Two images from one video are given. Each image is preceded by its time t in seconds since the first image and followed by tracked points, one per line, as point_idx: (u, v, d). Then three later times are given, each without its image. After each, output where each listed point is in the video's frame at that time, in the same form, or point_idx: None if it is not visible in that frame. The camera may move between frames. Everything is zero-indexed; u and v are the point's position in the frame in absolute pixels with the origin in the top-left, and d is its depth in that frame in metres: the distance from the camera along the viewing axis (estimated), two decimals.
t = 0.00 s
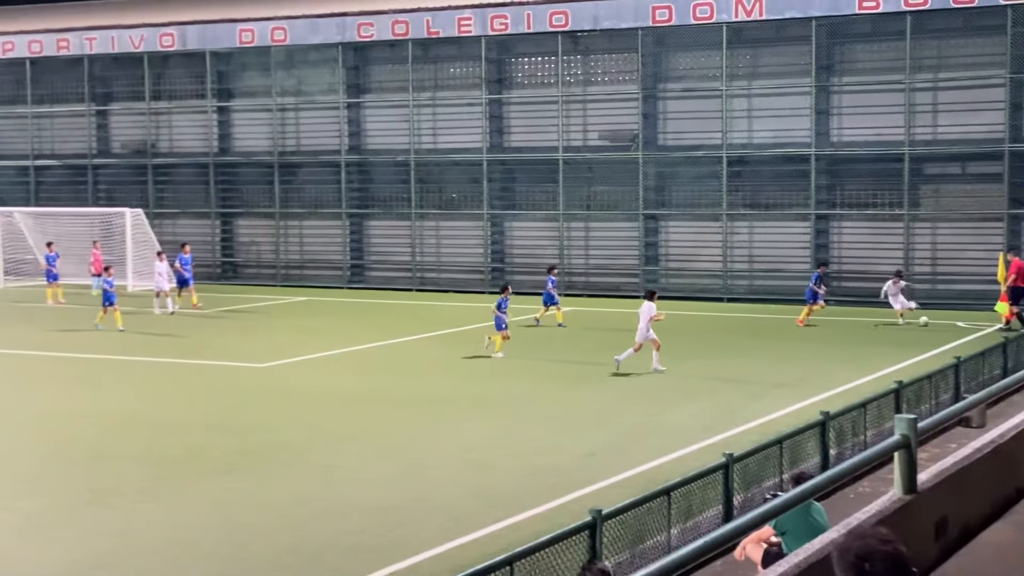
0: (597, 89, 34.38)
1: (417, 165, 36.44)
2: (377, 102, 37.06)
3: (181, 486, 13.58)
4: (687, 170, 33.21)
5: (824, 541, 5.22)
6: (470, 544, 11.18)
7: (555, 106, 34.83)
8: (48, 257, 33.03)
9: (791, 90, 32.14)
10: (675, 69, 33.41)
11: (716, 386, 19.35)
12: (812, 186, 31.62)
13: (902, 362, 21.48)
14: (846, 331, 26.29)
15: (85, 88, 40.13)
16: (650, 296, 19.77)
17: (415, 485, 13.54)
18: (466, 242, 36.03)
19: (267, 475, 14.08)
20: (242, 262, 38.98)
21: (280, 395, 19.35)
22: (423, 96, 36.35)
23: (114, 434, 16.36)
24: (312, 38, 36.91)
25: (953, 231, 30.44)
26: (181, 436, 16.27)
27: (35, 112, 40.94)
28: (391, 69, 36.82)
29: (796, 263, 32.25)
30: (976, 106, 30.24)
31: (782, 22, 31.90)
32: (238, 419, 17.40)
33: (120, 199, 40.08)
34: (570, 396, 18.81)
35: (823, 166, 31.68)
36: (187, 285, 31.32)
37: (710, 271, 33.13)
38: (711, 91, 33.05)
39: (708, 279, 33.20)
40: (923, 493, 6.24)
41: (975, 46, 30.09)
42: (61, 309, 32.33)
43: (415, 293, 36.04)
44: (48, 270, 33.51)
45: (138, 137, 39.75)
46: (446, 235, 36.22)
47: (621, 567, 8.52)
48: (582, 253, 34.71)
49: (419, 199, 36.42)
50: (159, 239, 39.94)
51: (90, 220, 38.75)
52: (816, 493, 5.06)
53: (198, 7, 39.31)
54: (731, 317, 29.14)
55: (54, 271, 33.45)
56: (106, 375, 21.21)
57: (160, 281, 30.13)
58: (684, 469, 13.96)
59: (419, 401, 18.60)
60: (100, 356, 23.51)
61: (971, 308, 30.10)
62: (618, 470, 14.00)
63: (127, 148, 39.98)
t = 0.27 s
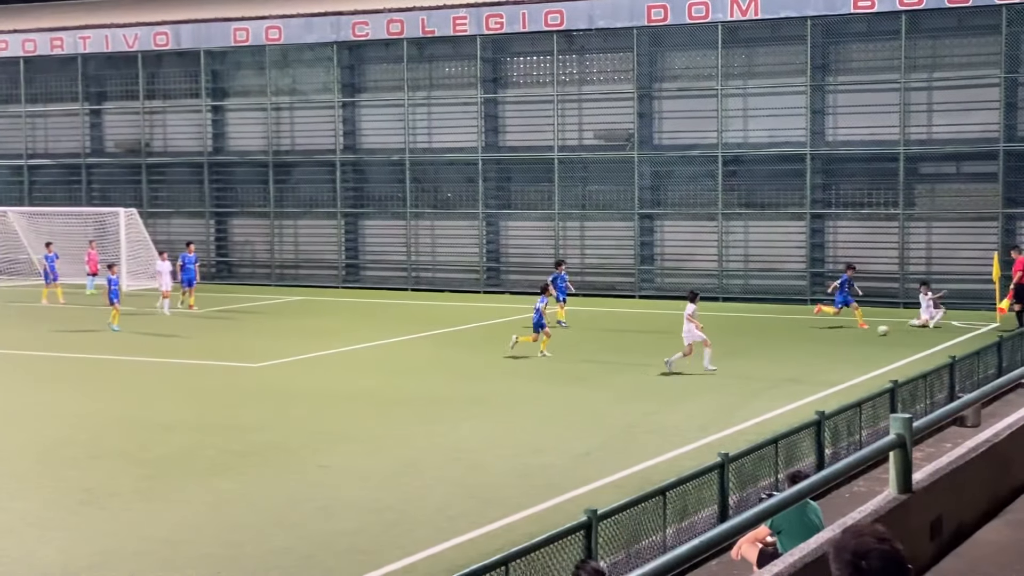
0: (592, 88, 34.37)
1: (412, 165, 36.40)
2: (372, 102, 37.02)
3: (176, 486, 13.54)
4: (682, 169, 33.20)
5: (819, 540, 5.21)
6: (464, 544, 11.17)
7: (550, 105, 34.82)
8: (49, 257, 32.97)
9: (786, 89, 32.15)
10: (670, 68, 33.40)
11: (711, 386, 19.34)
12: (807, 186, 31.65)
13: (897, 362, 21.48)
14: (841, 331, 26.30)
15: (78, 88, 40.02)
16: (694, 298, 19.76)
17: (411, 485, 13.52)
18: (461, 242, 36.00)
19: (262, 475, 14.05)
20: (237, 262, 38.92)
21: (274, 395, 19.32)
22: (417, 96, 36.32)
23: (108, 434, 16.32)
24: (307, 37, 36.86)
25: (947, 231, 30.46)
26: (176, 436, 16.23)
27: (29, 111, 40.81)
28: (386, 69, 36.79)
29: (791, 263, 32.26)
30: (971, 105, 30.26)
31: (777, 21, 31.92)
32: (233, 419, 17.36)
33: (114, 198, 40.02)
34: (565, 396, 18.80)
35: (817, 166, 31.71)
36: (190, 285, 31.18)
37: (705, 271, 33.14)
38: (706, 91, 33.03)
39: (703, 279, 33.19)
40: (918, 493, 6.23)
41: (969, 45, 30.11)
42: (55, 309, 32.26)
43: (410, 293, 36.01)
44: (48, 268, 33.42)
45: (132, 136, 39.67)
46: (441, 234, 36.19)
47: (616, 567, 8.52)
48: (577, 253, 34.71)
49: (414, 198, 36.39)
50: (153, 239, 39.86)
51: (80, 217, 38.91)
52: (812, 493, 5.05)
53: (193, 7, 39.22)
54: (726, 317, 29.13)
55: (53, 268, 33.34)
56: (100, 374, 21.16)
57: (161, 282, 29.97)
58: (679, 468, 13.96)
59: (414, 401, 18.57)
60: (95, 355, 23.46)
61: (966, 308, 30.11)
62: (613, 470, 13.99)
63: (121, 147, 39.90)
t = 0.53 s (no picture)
0: (590, 88, 34.35)
1: (410, 164, 36.37)
2: (370, 101, 36.98)
3: (174, 486, 13.51)
4: (681, 169, 33.19)
5: (819, 540, 5.19)
6: (462, 544, 11.14)
7: (549, 104, 34.80)
8: (54, 256, 32.95)
9: (785, 89, 32.13)
10: (669, 68, 33.37)
11: (710, 386, 19.32)
12: (806, 186, 31.64)
13: (895, 362, 21.48)
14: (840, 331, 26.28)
15: (77, 87, 39.96)
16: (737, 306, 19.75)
17: (409, 485, 13.49)
18: (459, 242, 35.97)
19: (260, 475, 14.02)
20: (235, 262, 38.89)
21: (272, 394, 19.28)
22: (416, 95, 36.28)
23: (105, 434, 16.27)
24: (305, 37, 36.82)
25: (947, 230, 30.45)
26: (174, 436, 16.20)
27: (28, 111, 40.74)
28: (384, 68, 36.75)
29: (790, 263, 32.23)
30: (970, 105, 30.26)
31: (776, 20, 31.91)
32: (231, 419, 17.32)
33: (113, 198, 39.99)
34: (564, 396, 18.77)
35: (816, 165, 31.69)
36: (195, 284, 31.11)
37: (704, 270, 33.12)
38: (705, 90, 33.01)
39: (702, 279, 33.16)
40: (918, 493, 6.21)
41: (968, 44, 30.10)
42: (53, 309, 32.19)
43: (408, 292, 35.98)
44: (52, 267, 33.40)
45: (131, 136, 39.62)
46: (440, 234, 36.15)
47: (615, 567, 8.50)
48: (576, 252, 34.67)
49: (413, 198, 36.36)
50: (152, 239, 39.82)
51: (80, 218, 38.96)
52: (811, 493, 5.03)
53: (191, 6, 39.17)
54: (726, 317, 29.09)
55: (58, 266, 33.29)
56: (98, 374, 21.12)
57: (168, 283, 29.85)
58: (678, 468, 13.94)
59: (412, 401, 18.54)
60: (94, 355, 23.42)
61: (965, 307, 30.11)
62: (612, 470, 13.97)
63: (120, 147, 39.86)
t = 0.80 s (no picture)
0: (600, 88, 34.35)
1: (420, 165, 36.42)
2: (380, 102, 37.04)
3: (184, 485, 13.56)
4: (691, 169, 33.16)
5: (829, 539, 5.19)
6: (471, 544, 11.15)
7: (558, 105, 34.81)
8: (69, 258, 33.02)
9: (795, 89, 32.09)
10: (679, 68, 33.36)
11: (720, 386, 19.29)
12: (815, 186, 31.57)
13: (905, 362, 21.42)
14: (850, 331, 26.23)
15: (89, 88, 40.10)
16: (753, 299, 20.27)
17: (417, 484, 13.50)
18: (469, 242, 36.00)
19: (269, 475, 14.03)
20: (246, 262, 38.99)
21: (282, 394, 19.31)
22: (426, 96, 36.32)
23: (115, 433, 16.30)
24: (315, 38, 36.90)
25: (958, 230, 30.36)
26: (184, 435, 16.24)
27: (41, 112, 40.89)
28: (394, 69, 36.80)
29: (799, 263, 32.17)
30: (980, 104, 30.17)
31: (785, 20, 31.87)
32: (240, 418, 17.35)
33: (125, 198, 40.13)
34: (572, 395, 18.77)
35: (826, 166, 31.64)
36: (212, 284, 31.11)
37: (713, 271, 33.07)
38: (715, 90, 32.98)
39: (712, 279, 33.11)
40: (928, 493, 6.20)
41: (979, 44, 30.02)
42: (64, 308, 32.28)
43: (418, 292, 36.03)
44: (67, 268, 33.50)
45: (143, 136, 39.76)
46: (450, 235, 36.18)
47: (623, 568, 8.50)
48: (586, 252, 34.66)
49: (423, 198, 36.41)
50: (163, 239, 39.94)
51: (96, 217, 38.87)
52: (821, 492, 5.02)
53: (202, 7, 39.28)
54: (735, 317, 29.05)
55: (71, 267, 33.36)
56: (109, 373, 21.19)
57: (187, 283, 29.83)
58: (687, 468, 13.93)
59: (421, 401, 18.55)
60: (104, 354, 23.49)
61: (976, 308, 30.03)
62: (621, 470, 13.96)
63: (132, 148, 40.00)
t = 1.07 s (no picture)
0: (612, 88, 34.30)
1: (432, 164, 36.41)
2: (392, 101, 37.04)
3: (196, 484, 13.57)
4: (704, 169, 33.09)
5: (841, 540, 5.14)
6: (482, 544, 11.13)
7: (571, 104, 34.76)
8: (77, 257, 32.95)
9: (809, 88, 31.99)
10: (691, 68, 33.27)
11: (733, 386, 19.24)
12: (829, 185, 31.47)
13: (919, 363, 21.33)
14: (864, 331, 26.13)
15: (102, 89, 40.21)
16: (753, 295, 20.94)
17: (429, 484, 13.48)
18: (481, 242, 35.98)
19: (281, 474, 14.04)
20: (258, 262, 39.04)
21: (293, 394, 19.31)
22: (438, 96, 36.32)
23: (127, 433, 16.32)
24: (328, 37, 36.95)
25: (973, 230, 30.23)
26: (196, 435, 16.26)
27: (55, 112, 41.02)
28: (406, 69, 36.81)
29: (813, 263, 32.07)
30: (996, 104, 30.02)
31: (799, 20, 31.77)
32: (252, 418, 17.36)
33: (138, 199, 40.25)
34: (585, 395, 18.74)
35: (840, 166, 31.53)
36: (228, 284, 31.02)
37: (726, 271, 32.99)
38: (727, 90, 32.90)
39: (724, 279, 33.02)
40: (942, 494, 6.15)
41: (994, 43, 29.87)
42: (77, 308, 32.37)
43: (430, 292, 36.03)
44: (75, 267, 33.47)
45: (156, 136, 39.85)
46: (462, 234, 36.16)
47: (635, 568, 8.48)
48: (598, 252, 34.61)
49: (435, 198, 36.40)
50: (176, 239, 40.03)
51: (106, 217, 39.22)
52: (834, 493, 4.98)
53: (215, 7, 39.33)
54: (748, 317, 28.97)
55: (80, 268, 33.35)
56: (122, 373, 21.24)
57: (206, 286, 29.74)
58: (700, 468, 13.89)
59: (433, 401, 18.53)
60: (117, 354, 23.54)
61: (991, 308, 29.90)
62: (633, 470, 13.93)
63: (145, 148, 40.10)
